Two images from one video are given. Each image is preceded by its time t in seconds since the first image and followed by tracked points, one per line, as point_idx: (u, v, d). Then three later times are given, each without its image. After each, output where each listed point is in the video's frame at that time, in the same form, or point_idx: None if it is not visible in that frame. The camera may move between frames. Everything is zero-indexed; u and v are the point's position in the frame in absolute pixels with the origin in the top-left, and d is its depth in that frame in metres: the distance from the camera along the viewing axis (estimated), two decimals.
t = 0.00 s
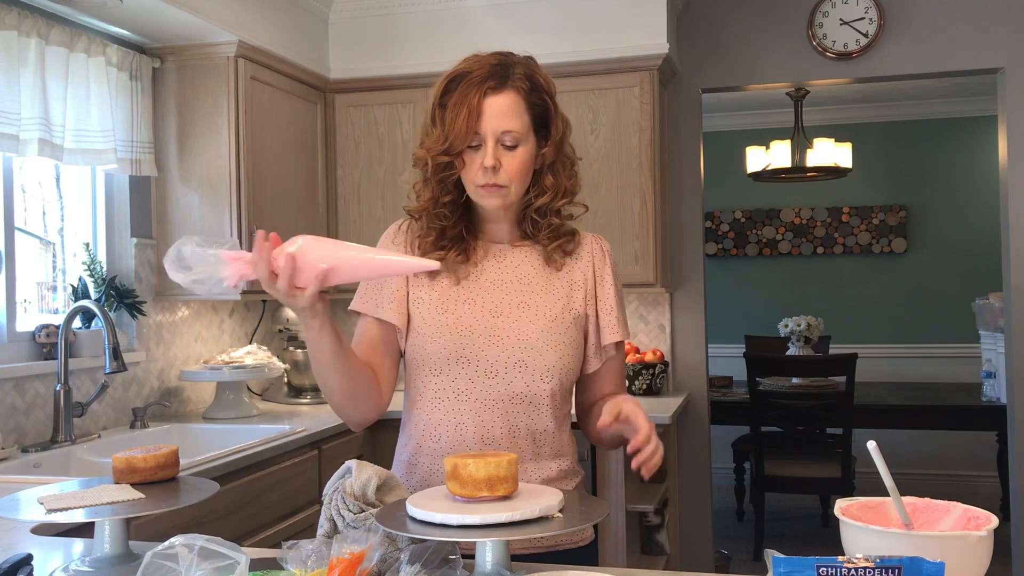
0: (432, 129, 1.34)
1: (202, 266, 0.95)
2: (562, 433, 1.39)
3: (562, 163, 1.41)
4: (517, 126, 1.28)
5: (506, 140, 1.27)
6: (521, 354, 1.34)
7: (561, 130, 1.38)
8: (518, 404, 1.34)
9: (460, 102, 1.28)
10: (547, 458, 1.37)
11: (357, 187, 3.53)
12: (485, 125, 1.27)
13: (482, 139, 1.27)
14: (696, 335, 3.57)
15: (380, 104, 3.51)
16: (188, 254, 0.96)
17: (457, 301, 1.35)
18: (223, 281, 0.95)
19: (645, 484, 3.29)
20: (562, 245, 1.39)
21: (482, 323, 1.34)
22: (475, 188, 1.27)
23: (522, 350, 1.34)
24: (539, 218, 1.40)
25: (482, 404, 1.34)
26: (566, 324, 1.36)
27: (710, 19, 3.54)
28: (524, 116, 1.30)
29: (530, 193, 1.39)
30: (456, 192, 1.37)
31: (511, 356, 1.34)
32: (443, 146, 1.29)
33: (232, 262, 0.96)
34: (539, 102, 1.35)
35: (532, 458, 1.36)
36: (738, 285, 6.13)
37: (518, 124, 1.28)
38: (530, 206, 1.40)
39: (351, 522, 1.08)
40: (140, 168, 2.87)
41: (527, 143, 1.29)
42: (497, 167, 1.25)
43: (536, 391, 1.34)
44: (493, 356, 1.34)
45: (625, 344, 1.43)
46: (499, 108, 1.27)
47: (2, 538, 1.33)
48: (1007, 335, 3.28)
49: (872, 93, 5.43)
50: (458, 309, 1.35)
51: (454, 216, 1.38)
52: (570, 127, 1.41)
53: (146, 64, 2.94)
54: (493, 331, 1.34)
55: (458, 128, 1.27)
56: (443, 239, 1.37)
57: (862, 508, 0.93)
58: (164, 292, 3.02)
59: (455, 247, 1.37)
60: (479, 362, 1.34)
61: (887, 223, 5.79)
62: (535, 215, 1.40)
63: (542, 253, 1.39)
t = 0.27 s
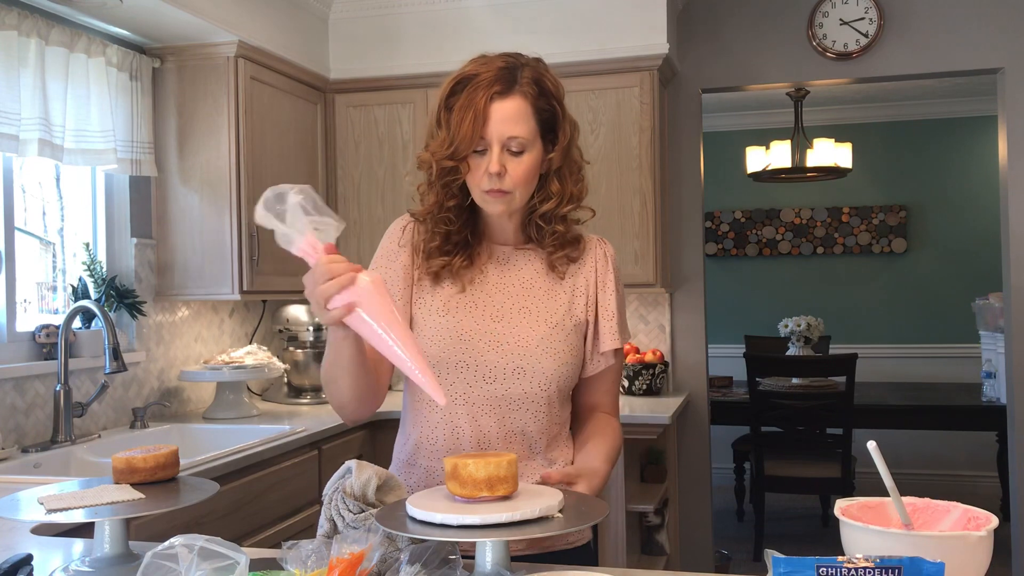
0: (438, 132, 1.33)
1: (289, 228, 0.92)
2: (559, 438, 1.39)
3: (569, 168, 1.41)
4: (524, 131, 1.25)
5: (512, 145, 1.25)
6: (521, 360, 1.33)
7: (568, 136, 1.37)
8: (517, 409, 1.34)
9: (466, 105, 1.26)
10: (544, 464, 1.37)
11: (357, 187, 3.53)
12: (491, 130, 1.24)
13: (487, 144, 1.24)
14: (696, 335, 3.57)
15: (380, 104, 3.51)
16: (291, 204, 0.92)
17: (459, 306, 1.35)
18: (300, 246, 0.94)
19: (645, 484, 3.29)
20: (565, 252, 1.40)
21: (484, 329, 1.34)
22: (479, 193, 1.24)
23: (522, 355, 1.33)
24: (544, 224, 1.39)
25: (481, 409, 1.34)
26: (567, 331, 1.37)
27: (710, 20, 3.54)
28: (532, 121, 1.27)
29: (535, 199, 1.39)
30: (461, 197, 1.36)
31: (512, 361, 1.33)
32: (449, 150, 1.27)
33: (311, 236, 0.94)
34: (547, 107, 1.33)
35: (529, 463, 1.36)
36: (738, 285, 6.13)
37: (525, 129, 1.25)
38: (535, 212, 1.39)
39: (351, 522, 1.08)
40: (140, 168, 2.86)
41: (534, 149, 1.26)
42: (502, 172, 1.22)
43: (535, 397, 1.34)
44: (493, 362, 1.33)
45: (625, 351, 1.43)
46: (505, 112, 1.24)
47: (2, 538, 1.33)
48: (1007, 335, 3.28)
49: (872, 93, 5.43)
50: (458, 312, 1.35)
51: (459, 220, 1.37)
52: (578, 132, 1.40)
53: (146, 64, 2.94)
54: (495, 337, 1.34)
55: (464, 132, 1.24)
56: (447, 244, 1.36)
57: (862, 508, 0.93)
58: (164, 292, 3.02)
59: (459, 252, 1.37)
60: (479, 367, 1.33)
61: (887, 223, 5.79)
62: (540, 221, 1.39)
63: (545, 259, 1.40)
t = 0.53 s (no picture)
0: (447, 133, 1.32)
1: (368, 212, 0.98)
2: (556, 442, 1.39)
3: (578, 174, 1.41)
4: (534, 136, 1.24)
5: (522, 150, 1.24)
6: (521, 363, 1.33)
7: (578, 142, 1.38)
8: (516, 412, 1.34)
9: (477, 108, 1.25)
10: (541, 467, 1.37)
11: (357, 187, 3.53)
12: (500, 134, 1.23)
13: (496, 148, 1.24)
14: (696, 334, 3.58)
15: (381, 104, 3.51)
16: (375, 193, 0.98)
17: (462, 307, 1.36)
18: (370, 231, 1.00)
19: (645, 484, 3.29)
20: (570, 257, 1.40)
21: (486, 331, 1.34)
22: (486, 198, 1.24)
23: (523, 357, 1.33)
24: (551, 230, 1.40)
25: (481, 411, 1.34)
26: (569, 336, 1.36)
27: (710, 20, 3.54)
28: (541, 126, 1.26)
29: (543, 205, 1.40)
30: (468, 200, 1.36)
31: (513, 364, 1.33)
32: (457, 152, 1.26)
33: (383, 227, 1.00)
34: (558, 112, 1.34)
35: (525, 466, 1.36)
36: (738, 285, 6.13)
37: (535, 135, 1.25)
38: (543, 218, 1.40)
39: (351, 522, 1.08)
40: (140, 168, 2.87)
41: (543, 153, 1.26)
42: (509, 177, 1.22)
43: (534, 401, 1.34)
44: (494, 364, 1.33)
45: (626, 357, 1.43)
46: (515, 116, 1.24)
47: (2, 538, 1.33)
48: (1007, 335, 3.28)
49: (872, 93, 5.43)
50: (460, 313, 1.35)
51: (465, 222, 1.37)
52: (588, 138, 1.40)
53: (146, 64, 2.94)
54: (497, 339, 1.34)
55: (473, 135, 1.24)
56: (453, 245, 1.37)
57: (862, 508, 0.93)
58: (164, 292, 3.02)
59: (465, 254, 1.37)
60: (480, 368, 1.33)
61: (887, 223, 5.79)
62: (547, 226, 1.40)
63: (550, 264, 1.40)
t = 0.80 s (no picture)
0: (452, 132, 1.31)
1: (396, 215, 0.98)
2: (555, 442, 1.39)
3: (582, 176, 1.41)
4: (539, 137, 1.24)
5: (527, 151, 1.24)
6: (522, 362, 1.33)
7: (583, 143, 1.38)
8: (515, 412, 1.33)
9: (483, 108, 1.24)
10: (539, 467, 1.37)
11: (357, 187, 3.53)
12: (506, 135, 1.23)
13: (502, 149, 1.24)
14: (696, 334, 3.58)
15: (381, 104, 3.51)
16: (407, 197, 0.98)
17: (464, 306, 1.35)
18: (394, 233, 1.00)
19: (645, 484, 3.29)
20: (574, 258, 1.40)
21: (488, 330, 1.34)
22: (492, 199, 1.25)
23: (525, 357, 1.33)
24: (556, 232, 1.41)
25: (481, 409, 1.33)
26: (570, 336, 1.36)
27: (710, 19, 3.54)
28: (547, 127, 1.26)
29: (548, 207, 1.40)
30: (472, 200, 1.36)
31: (513, 364, 1.33)
32: (462, 153, 1.26)
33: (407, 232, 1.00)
34: (564, 114, 1.34)
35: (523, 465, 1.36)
36: (738, 285, 6.13)
37: (541, 136, 1.25)
38: (548, 219, 1.40)
39: (351, 522, 1.08)
40: (140, 168, 2.87)
41: (549, 155, 1.26)
42: (515, 179, 1.22)
43: (534, 400, 1.33)
44: (495, 363, 1.33)
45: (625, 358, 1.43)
46: (522, 118, 1.24)
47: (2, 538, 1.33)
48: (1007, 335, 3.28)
49: (872, 93, 5.42)
50: (462, 312, 1.35)
51: (469, 221, 1.37)
52: (593, 140, 1.40)
53: (146, 64, 2.94)
54: (498, 338, 1.33)
55: (480, 136, 1.23)
56: (456, 245, 1.37)
57: (862, 508, 0.93)
58: (164, 292, 3.02)
59: (467, 254, 1.38)
60: (480, 367, 1.33)
61: (887, 223, 5.79)
62: (552, 229, 1.40)
63: (553, 265, 1.40)
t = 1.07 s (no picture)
0: (452, 133, 1.31)
1: (405, 216, 1.00)
2: (555, 442, 1.39)
3: (582, 175, 1.41)
4: (540, 138, 1.24)
5: (527, 152, 1.24)
6: (522, 362, 1.33)
7: (582, 144, 1.38)
8: (515, 413, 1.33)
9: (483, 108, 1.24)
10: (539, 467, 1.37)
11: (357, 188, 3.53)
12: (506, 136, 1.23)
13: (502, 149, 1.24)
14: (696, 335, 3.58)
15: (381, 104, 3.51)
16: (417, 198, 1.00)
17: (463, 307, 1.35)
18: (401, 234, 1.01)
19: (645, 484, 3.29)
20: (573, 258, 1.40)
21: (487, 330, 1.34)
22: (492, 200, 1.25)
23: (524, 358, 1.33)
24: (554, 231, 1.41)
25: (480, 409, 1.33)
26: (569, 336, 1.37)
27: (710, 19, 3.54)
28: (547, 127, 1.26)
29: (548, 206, 1.40)
30: (472, 200, 1.36)
31: (513, 364, 1.33)
32: (463, 153, 1.26)
33: (415, 234, 1.01)
34: (563, 115, 1.34)
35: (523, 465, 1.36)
36: (738, 285, 6.13)
37: (541, 136, 1.25)
38: (547, 219, 1.40)
39: (351, 522, 1.08)
40: (140, 168, 2.87)
41: (549, 155, 1.26)
42: (515, 179, 1.23)
43: (534, 401, 1.33)
44: (494, 363, 1.33)
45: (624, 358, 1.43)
46: (522, 118, 1.24)
47: (2, 538, 1.33)
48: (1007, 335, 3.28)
49: (872, 93, 5.42)
50: (461, 312, 1.35)
51: (469, 221, 1.37)
52: (593, 139, 1.40)
53: (146, 64, 2.94)
54: (497, 338, 1.33)
55: (480, 136, 1.23)
56: (455, 245, 1.37)
57: (861, 508, 0.93)
58: (164, 292, 3.02)
59: (467, 253, 1.37)
60: (479, 367, 1.33)
61: (887, 223, 5.79)
62: (551, 228, 1.40)
63: (552, 264, 1.40)
